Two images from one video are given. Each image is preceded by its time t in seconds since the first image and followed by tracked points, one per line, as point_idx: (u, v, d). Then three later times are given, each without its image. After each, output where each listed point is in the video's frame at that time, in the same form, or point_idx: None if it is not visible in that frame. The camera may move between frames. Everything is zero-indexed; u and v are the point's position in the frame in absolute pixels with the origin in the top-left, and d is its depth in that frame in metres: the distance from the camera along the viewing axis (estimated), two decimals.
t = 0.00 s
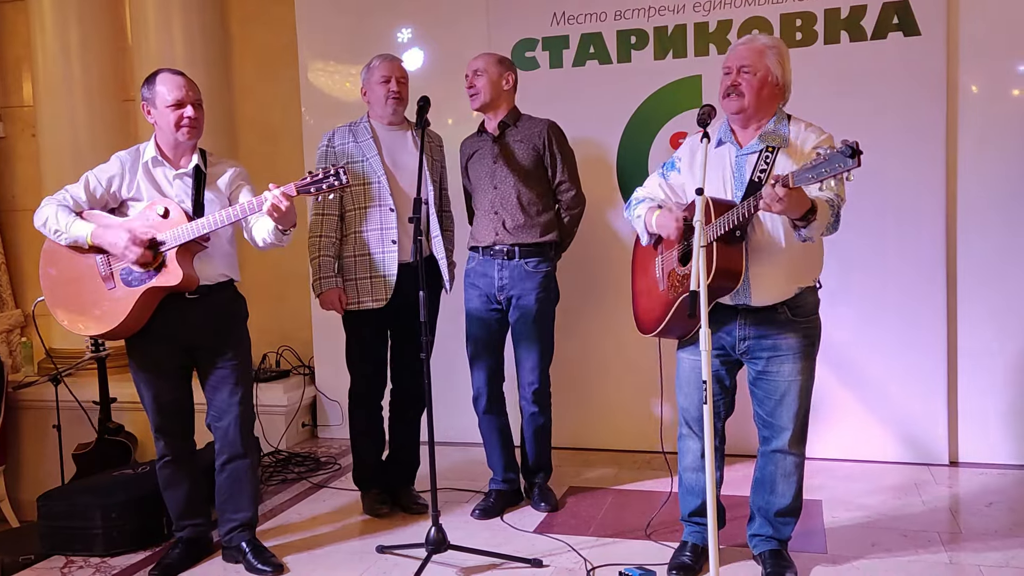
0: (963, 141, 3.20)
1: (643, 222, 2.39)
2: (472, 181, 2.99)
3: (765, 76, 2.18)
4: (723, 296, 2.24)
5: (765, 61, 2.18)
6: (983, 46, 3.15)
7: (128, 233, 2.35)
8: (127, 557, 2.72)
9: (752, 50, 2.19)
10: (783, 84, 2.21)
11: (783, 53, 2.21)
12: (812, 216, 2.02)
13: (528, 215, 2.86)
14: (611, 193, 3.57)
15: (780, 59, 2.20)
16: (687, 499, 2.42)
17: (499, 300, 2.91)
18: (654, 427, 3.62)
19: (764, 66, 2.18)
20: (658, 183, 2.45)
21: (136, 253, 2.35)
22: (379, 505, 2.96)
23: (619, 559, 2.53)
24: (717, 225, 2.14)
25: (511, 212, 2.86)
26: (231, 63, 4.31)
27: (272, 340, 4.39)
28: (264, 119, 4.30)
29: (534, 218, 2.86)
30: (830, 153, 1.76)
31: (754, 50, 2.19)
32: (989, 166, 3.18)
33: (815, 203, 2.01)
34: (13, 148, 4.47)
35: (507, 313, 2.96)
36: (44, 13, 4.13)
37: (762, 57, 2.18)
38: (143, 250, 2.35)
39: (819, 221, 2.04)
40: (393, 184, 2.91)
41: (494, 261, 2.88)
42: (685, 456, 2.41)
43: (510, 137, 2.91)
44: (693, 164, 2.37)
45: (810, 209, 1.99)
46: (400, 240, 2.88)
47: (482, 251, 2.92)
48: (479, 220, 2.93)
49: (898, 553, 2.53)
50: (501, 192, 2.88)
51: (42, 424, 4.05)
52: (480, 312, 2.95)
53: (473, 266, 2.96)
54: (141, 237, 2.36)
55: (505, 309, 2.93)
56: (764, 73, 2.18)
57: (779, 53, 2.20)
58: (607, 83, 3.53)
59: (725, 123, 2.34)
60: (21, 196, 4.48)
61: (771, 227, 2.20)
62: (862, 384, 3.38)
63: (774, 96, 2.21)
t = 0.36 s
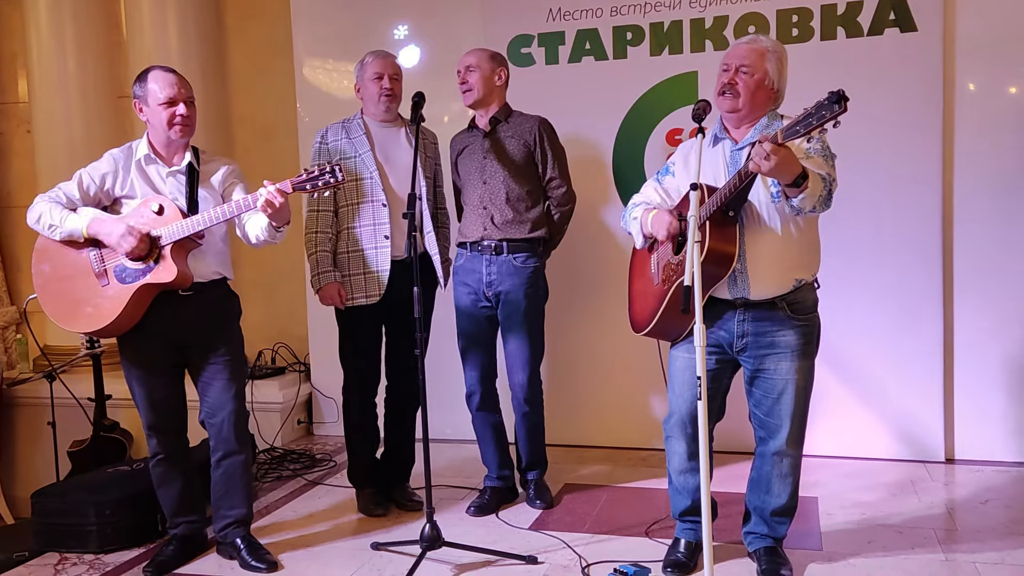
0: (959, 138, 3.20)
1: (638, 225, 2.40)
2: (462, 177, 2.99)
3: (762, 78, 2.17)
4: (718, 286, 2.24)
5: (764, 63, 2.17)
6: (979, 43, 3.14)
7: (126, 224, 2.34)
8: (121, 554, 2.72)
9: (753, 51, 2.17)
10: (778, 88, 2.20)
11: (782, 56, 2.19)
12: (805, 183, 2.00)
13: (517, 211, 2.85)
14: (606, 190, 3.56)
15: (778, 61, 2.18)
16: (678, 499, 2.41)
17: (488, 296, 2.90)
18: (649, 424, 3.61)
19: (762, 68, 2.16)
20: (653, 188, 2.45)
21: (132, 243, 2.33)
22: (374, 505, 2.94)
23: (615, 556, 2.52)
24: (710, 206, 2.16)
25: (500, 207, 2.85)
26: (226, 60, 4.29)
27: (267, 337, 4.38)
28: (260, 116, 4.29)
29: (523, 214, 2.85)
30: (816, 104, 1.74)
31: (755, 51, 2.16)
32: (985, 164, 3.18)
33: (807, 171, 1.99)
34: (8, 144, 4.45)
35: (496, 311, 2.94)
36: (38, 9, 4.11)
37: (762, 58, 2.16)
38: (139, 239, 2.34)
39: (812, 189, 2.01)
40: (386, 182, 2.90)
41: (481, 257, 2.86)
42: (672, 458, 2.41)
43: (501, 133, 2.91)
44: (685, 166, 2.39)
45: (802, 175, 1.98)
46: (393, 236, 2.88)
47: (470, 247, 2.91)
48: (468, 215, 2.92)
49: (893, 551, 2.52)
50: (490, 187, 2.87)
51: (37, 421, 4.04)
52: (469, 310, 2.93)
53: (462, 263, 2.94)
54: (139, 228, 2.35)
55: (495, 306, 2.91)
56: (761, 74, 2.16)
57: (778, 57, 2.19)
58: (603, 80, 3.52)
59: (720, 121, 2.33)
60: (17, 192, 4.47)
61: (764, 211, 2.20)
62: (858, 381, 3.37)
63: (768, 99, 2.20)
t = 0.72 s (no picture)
0: (959, 136, 3.19)
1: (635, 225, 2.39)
2: (453, 174, 2.97)
3: (765, 72, 2.16)
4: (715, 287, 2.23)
5: (766, 58, 2.16)
6: (979, 41, 3.14)
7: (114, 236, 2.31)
8: (117, 550, 2.71)
9: (754, 47, 2.16)
10: (781, 82, 2.19)
11: (783, 51, 2.19)
12: (807, 194, 1.99)
13: (505, 210, 2.83)
14: (605, 187, 3.55)
15: (780, 56, 2.18)
16: (676, 496, 2.41)
17: (477, 294, 2.88)
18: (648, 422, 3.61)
19: (765, 63, 2.16)
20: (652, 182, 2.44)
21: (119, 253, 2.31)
22: (372, 499, 2.94)
23: (613, 553, 2.51)
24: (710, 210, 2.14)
25: (488, 206, 2.83)
26: (224, 55, 4.27)
27: (265, 333, 4.37)
28: (257, 112, 4.27)
29: (511, 213, 2.83)
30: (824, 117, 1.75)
31: (756, 46, 2.16)
32: (985, 162, 3.17)
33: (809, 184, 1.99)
34: (5, 139, 4.44)
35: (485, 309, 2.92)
36: (35, 3, 4.09)
37: (764, 53, 2.16)
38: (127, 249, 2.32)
39: (812, 201, 2.01)
40: (383, 180, 2.89)
41: (469, 255, 2.85)
42: (670, 455, 2.40)
43: (496, 133, 2.89)
44: (686, 162, 2.37)
45: (805, 187, 1.98)
46: (389, 232, 2.87)
47: (458, 245, 2.89)
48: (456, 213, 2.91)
49: (892, 548, 2.52)
50: (479, 185, 2.86)
51: (33, 416, 4.03)
52: (459, 307, 2.92)
53: (450, 260, 2.93)
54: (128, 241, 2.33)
55: (484, 304, 2.90)
56: (764, 69, 2.15)
57: (779, 51, 2.18)
58: (602, 76, 3.51)
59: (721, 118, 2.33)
60: (13, 187, 4.45)
61: (765, 216, 2.19)
62: (856, 379, 3.37)
63: (771, 94, 2.19)
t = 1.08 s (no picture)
0: (959, 136, 3.19)
1: (636, 213, 2.40)
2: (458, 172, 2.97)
3: (765, 68, 2.16)
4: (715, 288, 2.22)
5: (766, 54, 2.16)
6: (978, 41, 3.14)
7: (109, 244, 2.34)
8: (116, 547, 2.71)
9: (753, 43, 2.17)
10: (784, 76, 2.19)
11: (784, 45, 2.18)
12: (808, 214, 2.01)
13: (507, 207, 2.82)
14: (604, 185, 3.55)
15: (781, 51, 2.17)
16: (678, 492, 2.42)
17: (480, 292, 2.88)
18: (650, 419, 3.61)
19: (764, 58, 2.16)
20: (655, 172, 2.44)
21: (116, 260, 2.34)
22: (370, 498, 2.94)
23: (613, 552, 2.52)
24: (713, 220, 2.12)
25: (490, 203, 2.83)
26: (223, 51, 4.26)
27: (263, 330, 4.36)
28: (256, 108, 4.26)
29: (514, 210, 2.82)
30: (830, 153, 1.78)
31: (755, 43, 2.16)
32: (983, 162, 3.18)
33: (810, 202, 2.00)
34: (3, 134, 4.42)
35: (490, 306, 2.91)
36: None
37: (764, 49, 2.16)
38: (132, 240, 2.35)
39: (814, 218, 2.04)
40: (382, 177, 2.88)
41: (472, 252, 2.87)
42: (674, 448, 2.41)
43: (495, 129, 2.88)
44: (688, 156, 2.36)
45: (806, 207, 1.99)
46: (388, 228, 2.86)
47: (463, 242, 2.91)
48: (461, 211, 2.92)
49: (890, 547, 2.52)
50: (481, 182, 2.86)
51: (31, 413, 4.02)
52: (464, 304, 2.93)
53: (456, 257, 2.95)
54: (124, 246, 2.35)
55: (487, 301, 2.89)
56: (765, 65, 2.15)
57: (780, 46, 2.18)
58: (602, 74, 3.51)
59: (725, 115, 2.32)
60: (11, 183, 4.43)
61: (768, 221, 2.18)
62: (855, 378, 3.38)
63: (774, 89, 2.19)
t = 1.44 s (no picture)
0: (953, 137, 3.20)
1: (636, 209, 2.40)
2: (462, 171, 2.98)
3: (769, 71, 2.16)
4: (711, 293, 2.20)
5: (770, 57, 2.17)
6: (973, 42, 3.15)
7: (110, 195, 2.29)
8: (109, 547, 2.69)
9: (758, 44, 2.18)
10: (788, 80, 2.19)
11: (790, 48, 2.19)
12: (797, 234, 2.06)
13: (510, 206, 2.83)
14: (599, 185, 3.55)
15: (786, 55, 2.18)
16: (674, 490, 2.42)
17: (486, 290, 2.89)
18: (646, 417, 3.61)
19: (768, 61, 2.16)
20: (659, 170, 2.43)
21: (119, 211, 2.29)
22: (365, 499, 2.94)
23: (608, 551, 2.52)
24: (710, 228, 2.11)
25: (493, 204, 2.84)
26: (218, 49, 4.25)
27: (257, 330, 4.35)
28: (251, 107, 4.25)
29: (517, 208, 2.82)
30: (820, 185, 1.80)
31: (761, 44, 2.17)
32: (977, 162, 3.18)
33: (801, 221, 2.04)
34: None
35: (495, 303, 2.91)
36: None
37: (768, 52, 2.17)
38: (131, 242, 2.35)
39: (803, 237, 2.08)
40: (374, 174, 2.87)
41: (478, 252, 2.87)
42: (673, 446, 2.41)
43: (492, 125, 2.87)
44: (691, 154, 2.35)
45: (795, 227, 2.03)
46: (382, 225, 2.85)
47: (469, 242, 2.91)
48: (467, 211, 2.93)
49: (884, 547, 2.53)
50: (484, 182, 2.86)
51: (23, 412, 4.00)
52: (469, 303, 2.93)
53: (462, 256, 2.95)
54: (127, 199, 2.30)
55: (493, 299, 2.90)
56: (767, 68, 2.16)
57: (786, 49, 2.18)
58: (597, 74, 3.51)
59: (727, 117, 2.32)
60: (4, 181, 4.41)
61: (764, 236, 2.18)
62: (849, 377, 3.38)
63: (777, 92, 2.19)
